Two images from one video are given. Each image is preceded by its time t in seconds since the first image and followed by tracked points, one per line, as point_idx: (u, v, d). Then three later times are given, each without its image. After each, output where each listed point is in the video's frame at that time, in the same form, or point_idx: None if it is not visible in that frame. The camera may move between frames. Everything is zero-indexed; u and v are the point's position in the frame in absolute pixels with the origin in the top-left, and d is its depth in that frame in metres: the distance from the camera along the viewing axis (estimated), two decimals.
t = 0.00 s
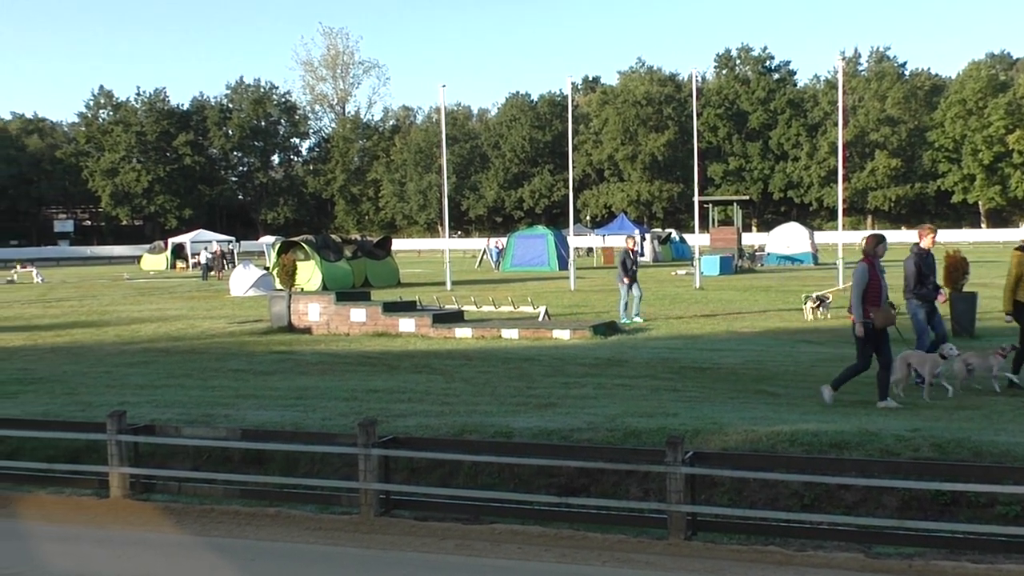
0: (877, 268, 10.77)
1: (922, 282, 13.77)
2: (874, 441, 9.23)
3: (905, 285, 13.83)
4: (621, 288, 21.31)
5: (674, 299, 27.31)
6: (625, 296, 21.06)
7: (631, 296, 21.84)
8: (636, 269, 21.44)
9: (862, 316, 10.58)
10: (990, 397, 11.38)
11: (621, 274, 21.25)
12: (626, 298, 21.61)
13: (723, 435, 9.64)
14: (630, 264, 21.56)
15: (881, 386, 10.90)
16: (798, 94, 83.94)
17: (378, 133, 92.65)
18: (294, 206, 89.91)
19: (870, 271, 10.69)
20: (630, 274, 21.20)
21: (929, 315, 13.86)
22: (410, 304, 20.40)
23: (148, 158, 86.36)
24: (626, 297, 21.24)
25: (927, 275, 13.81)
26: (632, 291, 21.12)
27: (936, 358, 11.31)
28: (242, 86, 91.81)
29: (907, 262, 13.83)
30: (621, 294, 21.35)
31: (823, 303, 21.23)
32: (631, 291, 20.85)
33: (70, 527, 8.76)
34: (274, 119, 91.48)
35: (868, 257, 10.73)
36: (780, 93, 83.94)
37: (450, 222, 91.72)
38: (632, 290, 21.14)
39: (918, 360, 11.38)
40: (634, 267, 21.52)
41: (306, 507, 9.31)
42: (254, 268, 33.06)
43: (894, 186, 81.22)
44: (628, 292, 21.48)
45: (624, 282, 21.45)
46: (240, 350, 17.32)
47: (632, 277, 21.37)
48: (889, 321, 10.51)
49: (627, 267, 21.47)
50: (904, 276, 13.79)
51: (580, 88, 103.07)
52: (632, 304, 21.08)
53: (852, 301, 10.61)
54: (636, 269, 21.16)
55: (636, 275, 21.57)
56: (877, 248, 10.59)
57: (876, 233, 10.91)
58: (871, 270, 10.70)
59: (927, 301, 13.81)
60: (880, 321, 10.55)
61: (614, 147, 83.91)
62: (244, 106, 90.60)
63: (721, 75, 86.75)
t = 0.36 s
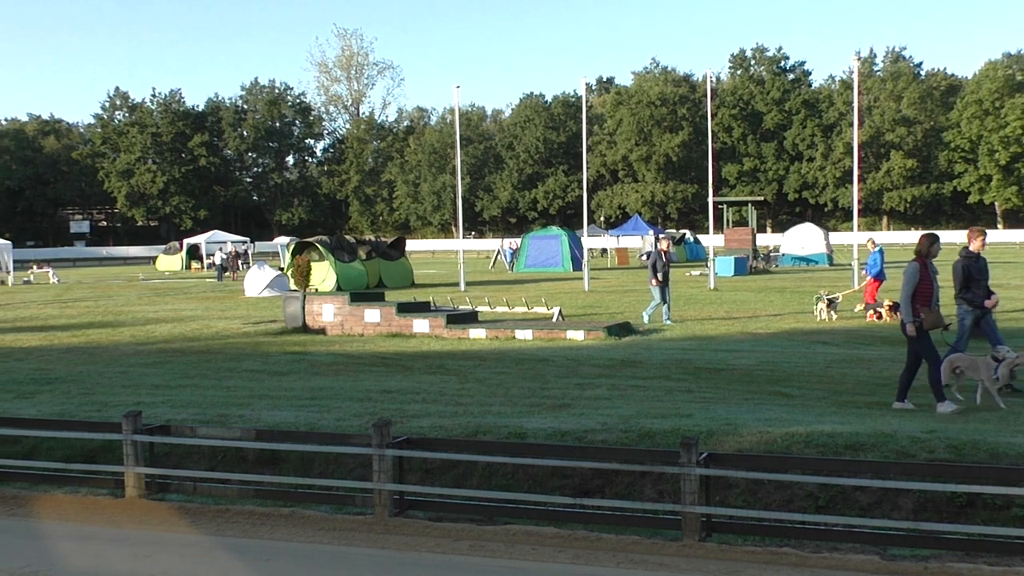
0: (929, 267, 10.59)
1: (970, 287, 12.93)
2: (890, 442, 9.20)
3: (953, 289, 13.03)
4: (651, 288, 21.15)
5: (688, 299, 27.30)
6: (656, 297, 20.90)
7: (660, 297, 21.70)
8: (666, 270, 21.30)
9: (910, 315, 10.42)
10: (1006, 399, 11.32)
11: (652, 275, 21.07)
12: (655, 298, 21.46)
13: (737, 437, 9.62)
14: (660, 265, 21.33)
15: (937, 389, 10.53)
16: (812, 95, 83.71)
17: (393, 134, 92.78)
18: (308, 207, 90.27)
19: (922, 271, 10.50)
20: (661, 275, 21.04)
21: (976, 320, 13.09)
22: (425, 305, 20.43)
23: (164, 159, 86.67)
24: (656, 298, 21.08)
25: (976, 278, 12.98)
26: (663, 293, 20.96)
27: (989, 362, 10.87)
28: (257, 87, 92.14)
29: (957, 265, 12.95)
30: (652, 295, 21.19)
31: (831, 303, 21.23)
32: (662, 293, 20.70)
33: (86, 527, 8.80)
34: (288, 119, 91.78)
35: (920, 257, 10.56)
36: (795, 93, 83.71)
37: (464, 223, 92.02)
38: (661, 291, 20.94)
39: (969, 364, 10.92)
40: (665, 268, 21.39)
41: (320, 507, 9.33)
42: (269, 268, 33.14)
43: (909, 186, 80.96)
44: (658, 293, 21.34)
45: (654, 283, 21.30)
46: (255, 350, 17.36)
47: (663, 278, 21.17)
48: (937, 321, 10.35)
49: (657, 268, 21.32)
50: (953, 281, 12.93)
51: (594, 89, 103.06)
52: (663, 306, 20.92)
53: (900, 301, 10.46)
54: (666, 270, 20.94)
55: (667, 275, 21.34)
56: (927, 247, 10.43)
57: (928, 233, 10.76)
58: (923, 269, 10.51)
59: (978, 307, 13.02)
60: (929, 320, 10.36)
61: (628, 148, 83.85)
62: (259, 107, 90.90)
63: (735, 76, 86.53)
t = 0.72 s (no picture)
0: (985, 271, 10.16)
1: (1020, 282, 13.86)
2: (904, 444, 9.17)
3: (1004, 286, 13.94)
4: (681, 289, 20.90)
5: (702, 300, 27.26)
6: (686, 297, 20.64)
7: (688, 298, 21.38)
8: (695, 271, 21.04)
9: (974, 321, 10.00)
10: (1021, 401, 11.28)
11: (682, 275, 20.76)
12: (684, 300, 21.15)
13: (751, 438, 9.60)
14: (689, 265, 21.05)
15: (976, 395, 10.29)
16: (827, 95, 83.51)
17: (406, 134, 92.89)
18: (321, 207, 90.52)
19: (980, 274, 10.03)
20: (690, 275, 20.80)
21: None
22: (438, 305, 20.44)
23: (178, 158, 86.94)
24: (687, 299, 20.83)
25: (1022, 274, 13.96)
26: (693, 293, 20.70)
27: None
28: (271, 87, 92.36)
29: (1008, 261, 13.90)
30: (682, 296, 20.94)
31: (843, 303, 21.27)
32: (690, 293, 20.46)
33: (100, 526, 8.83)
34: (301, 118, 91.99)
35: (976, 260, 10.10)
36: (810, 94, 83.41)
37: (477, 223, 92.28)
38: (692, 292, 20.67)
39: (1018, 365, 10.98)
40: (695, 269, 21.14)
41: (333, 507, 9.34)
42: (283, 268, 33.21)
43: (924, 187, 80.70)
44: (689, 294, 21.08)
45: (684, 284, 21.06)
46: (268, 350, 17.40)
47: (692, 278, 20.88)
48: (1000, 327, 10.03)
49: (686, 268, 21.03)
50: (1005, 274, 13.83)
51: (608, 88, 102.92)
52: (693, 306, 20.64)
53: (960, 308, 10.02)
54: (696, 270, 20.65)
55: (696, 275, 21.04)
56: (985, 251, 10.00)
57: (981, 235, 10.28)
58: (981, 273, 10.06)
59: None
60: (991, 326, 10.02)
61: (642, 149, 83.70)
62: (273, 107, 91.11)
63: (749, 76, 86.19)
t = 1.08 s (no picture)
0: None
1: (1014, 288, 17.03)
2: (919, 446, 9.14)
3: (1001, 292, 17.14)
4: (710, 291, 20.59)
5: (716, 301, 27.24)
6: (716, 299, 20.37)
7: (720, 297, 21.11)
8: (724, 271, 20.74)
9: None
10: None
11: (710, 276, 20.52)
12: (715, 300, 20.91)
13: (765, 439, 9.58)
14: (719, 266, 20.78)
15: (998, 395, 10.11)
16: (841, 95, 83.35)
17: (420, 135, 93.05)
18: (335, 207, 90.71)
19: None
20: (719, 277, 20.49)
21: None
22: (451, 305, 20.47)
23: (192, 159, 87.25)
24: (716, 301, 20.54)
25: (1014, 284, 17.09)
26: (723, 295, 20.44)
27: None
28: (285, 88, 92.63)
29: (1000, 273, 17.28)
30: (710, 298, 20.67)
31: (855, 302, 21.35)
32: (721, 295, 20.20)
33: (115, 526, 8.86)
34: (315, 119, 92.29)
35: None
36: (824, 94, 83.26)
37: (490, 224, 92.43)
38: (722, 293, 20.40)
39: None
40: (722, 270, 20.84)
41: (347, 507, 9.36)
42: (297, 269, 33.31)
43: (939, 188, 80.41)
44: (717, 295, 20.83)
45: (711, 285, 20.79)
46: (282, 350, 17.47)
47: (722, 279, 20.63)
48: None
49: (716, 269, 20.75)
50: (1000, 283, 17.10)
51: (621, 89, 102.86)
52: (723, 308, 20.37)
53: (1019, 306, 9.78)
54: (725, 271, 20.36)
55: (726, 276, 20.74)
56: None
57: None
58: None
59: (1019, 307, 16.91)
60: None
61: (655, 149, 83.61)
62: (287, 108, 91.40)
63: (763, 76, 86.03)
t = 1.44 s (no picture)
0: None
1: None
2: (933, 445, 9.11)
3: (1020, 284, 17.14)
4: (740, 291, 20.32)
5: (730, 300, 27.16)
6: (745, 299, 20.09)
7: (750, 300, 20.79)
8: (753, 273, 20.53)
9: None
10: None
11: (739, 276, 20.30)
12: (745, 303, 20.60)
13: (779, 439, 9.57)
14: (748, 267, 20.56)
15: None
16: (854, 94, 83.18)
17: (431, 136, 93.18)
18: (347, 209, 90.86)
19: None
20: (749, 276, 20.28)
21: None
22: (463, 306, 20.48)
23: (205, 161, 87.53)
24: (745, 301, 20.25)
25: None
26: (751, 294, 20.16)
27: None
28: (297, 90, 92.82)
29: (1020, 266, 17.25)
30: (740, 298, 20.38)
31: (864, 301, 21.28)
32: (750, 295, 19.99)
33: (130, 526, 8.90)
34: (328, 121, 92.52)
35: None
36: (836, 93, 83.03)
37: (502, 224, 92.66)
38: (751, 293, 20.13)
39: None
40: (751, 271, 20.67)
41: (360, 507, 9.38)
42: (309, 270, 33.38)
43: (953, 186, 80.13)
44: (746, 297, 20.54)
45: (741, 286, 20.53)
46: (295, 351, 17.51)
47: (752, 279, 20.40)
48: None
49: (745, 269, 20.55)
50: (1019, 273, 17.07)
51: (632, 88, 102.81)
52: (752, 308, 20.13)
53: None
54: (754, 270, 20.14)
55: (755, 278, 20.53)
56: None
57: None
58: None
59: None
60: None
61: (667, 149, 83.52)
62: (299, 110, 91.57)
63: (775, 75, 85.85)
